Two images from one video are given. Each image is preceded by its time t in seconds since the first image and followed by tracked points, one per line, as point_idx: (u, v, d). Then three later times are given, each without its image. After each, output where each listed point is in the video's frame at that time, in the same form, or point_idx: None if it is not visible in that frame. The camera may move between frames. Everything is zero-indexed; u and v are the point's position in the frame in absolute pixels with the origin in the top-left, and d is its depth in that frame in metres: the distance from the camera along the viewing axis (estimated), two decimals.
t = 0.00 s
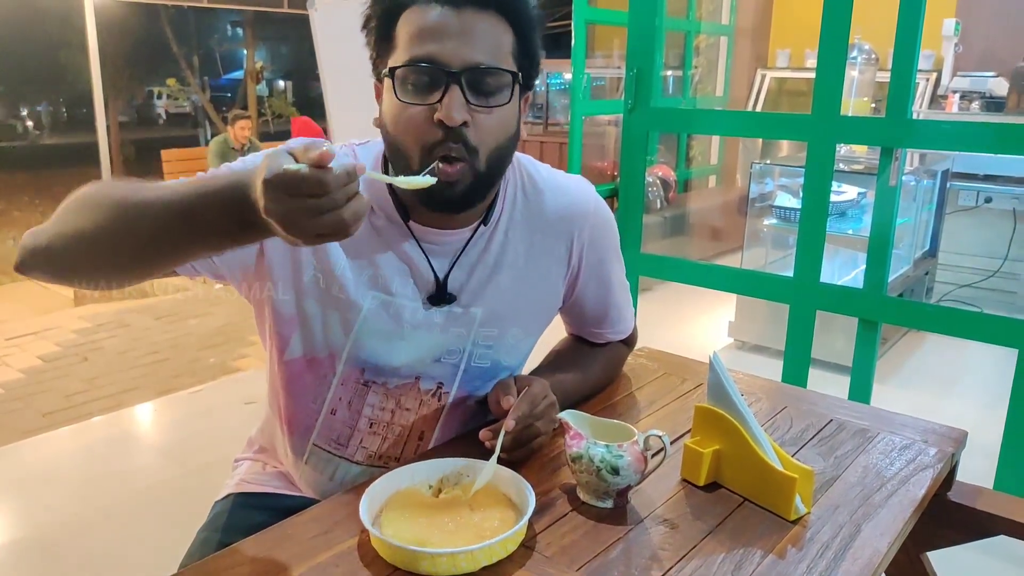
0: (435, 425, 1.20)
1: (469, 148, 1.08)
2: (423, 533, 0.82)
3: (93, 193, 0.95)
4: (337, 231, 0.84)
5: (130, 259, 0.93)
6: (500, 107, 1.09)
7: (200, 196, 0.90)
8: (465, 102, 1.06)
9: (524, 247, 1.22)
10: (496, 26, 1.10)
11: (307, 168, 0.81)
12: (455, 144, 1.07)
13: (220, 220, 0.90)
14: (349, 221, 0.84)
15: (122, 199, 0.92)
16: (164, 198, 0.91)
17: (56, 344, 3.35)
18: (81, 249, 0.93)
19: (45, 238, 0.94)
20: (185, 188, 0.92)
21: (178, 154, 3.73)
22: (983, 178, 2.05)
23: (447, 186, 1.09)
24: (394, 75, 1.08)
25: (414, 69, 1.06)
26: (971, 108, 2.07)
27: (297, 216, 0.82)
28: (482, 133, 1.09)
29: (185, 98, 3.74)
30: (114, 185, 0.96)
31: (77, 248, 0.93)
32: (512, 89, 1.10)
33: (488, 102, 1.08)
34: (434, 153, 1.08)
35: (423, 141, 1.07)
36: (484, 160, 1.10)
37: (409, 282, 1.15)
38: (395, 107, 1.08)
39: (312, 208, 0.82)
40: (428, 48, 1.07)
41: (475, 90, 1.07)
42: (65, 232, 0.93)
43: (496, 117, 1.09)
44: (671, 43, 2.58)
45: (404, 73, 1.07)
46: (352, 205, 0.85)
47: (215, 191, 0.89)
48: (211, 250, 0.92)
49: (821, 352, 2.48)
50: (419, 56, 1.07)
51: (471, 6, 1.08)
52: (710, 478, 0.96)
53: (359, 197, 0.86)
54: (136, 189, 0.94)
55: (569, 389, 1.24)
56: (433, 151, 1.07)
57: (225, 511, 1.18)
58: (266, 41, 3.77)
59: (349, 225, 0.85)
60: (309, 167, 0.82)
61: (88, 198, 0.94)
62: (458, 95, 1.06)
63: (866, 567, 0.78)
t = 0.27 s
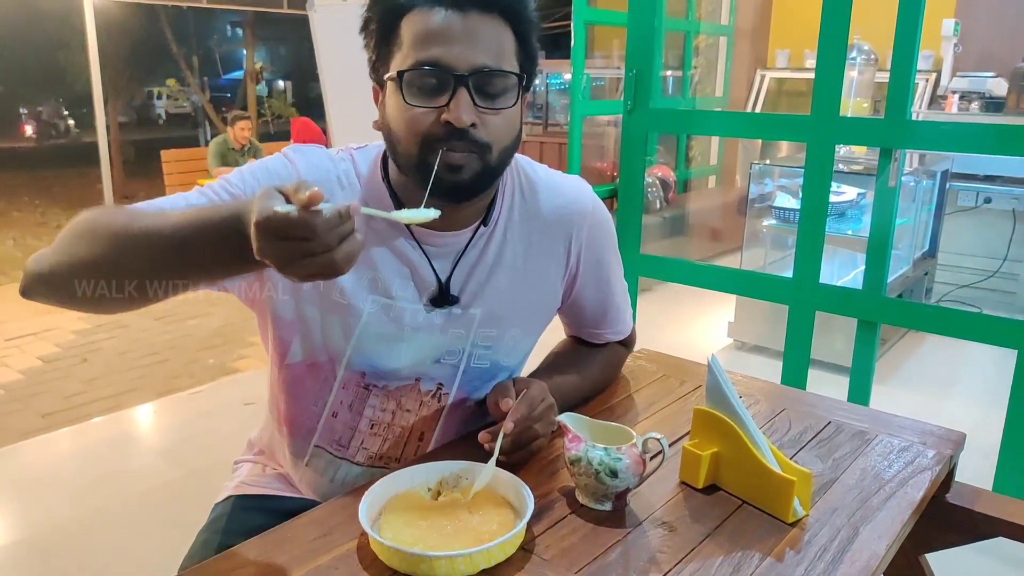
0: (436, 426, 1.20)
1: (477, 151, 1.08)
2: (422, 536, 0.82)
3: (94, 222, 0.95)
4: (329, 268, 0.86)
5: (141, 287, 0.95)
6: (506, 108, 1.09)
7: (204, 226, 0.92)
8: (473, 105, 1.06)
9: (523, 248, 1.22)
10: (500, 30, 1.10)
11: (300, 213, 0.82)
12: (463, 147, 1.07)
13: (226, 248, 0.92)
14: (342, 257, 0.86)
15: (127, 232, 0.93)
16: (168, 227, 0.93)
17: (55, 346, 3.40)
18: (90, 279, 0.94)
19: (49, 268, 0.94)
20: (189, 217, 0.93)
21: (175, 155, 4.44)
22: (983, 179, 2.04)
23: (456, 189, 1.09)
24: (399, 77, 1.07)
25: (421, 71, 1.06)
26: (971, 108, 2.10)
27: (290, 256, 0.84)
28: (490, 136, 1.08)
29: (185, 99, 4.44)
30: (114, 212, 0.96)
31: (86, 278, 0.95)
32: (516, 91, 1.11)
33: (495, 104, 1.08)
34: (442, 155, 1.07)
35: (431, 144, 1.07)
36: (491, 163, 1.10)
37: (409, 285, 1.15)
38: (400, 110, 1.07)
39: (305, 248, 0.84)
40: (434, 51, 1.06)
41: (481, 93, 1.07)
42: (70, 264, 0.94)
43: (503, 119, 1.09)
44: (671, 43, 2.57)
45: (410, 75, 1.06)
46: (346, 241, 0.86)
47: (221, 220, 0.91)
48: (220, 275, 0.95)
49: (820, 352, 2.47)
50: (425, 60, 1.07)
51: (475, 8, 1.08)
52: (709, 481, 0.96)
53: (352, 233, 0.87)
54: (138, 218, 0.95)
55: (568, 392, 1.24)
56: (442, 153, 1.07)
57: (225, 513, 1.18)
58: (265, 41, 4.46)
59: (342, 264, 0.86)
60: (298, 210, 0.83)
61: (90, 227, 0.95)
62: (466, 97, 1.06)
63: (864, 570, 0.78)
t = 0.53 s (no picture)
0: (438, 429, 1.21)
1: (487, 159, 1.08)
2: (424, 542, 0.82)
3: (100, 244, 0.96)
4: (331, 298, 0.88)
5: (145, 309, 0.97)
6: (514, 115, 1.10)
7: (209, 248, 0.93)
8: (483, 112, 1.06)
9: (524, 251, 1.22)
10: (507, 39, 1.10)
11: (300, 246, 0.84)
12: (473, 156, 1.07)
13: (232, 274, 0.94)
14: (343, 287, 0.88)
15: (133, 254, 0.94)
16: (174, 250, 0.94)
17: (57, 346, 3.45)
18: (97, 302, 0.97)
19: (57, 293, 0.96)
20: (195, 240, 0.95)
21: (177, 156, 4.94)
22: (983, 180, 2.04)
23: (466, 197, 1.10)
24: (407, 87, 1.06)
25: (429, 80, 1.05)
26: (972, 109, 2.10)
27: (292, 285, 0.87)
28: (499, 143, 1.09)
29: (186, 99, 5.10)
30: (120, 235, 0.97)
31: (92, 300, 0.96)
32: (522, 97, 1.11)
33: (503, 111, 1.08)
34: (453, 164, 1.08)
35: (441, 154, 1.07)
36: (499, 169, 1.11)
37: (412, 291, 1.15)
38: (410, 119, 1.07)
39: (307, 279, 0.86)
40: (440, 60, 1.06)
41: (490, 100, 1.07)
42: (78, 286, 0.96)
43: (512, 125, 1.10)
44: (671, 43, 2.58)
45: (419, 85, 1.06)
46: (348, 272, 0.88)
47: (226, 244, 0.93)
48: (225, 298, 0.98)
49: (821, 354, 2.47)
50: (433, 69, 1.06)
51: (482, 17, 1.07)
52: (709, 486, 0.97)
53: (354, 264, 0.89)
54: (145, 241, 0.96)
55: (570, 397, 1.24)
56: (452, 162, 1.07)
57: (227, 517, 1.19)
58: (266, 41, 5.24)
59: (343, 293, 0.89)
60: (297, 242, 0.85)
61: (95, 248, 0.96)
62: (476, 105, 1.06)
63: None
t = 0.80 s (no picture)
0: (438, 429, 1.21)
1: (489, 162, 1.09)
2: (423, 547, 0.82)
3: (102, 267, 0.97)
4: (318, 321, 0.89)
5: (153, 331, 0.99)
6: (516, 116, 1.10)
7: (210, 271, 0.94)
8: (485, 115, 1.07)
9: (521, 252, 1.23)
10: (505, 42, 1.10)
11: (291, 267, 0.85)
12: (476, 158, 1.08)
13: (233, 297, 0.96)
14: (332, 310, 0.89)
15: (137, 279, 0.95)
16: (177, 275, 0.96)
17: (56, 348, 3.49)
18: (106, 327, 0.99)
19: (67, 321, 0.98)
20: (197, 262, 0.96)
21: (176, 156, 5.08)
22: (982, 182, 2.05)
23: (469, 196, 1.10)
24: (409, 92, 1.07)
25: (431, 85, 1.06)
26: (971, 111, 2.11)
27: (281, 306, 0.87)
28: (502, 145, 1.09)
29: (185, 99, 5.23)
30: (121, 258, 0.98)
31: (100, 324, 0.98)
32: (522, 99, 1.12)
33: (505, 113, 1.09)
34: (456, 168, 1.08)
35: (446, 157, 1.08)
36: (502, 169, 1.11)
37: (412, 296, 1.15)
38: (412, 124, 1.07)
39: (296, 301, 0.87)
40: (440, 64, 1.06)
41: (492, 103, 1.07)
42: (84, 312, 0.98)
43: (514, 127, 1.10)
44: (670, 45, 2.57)
45: (421, 90, 1.06)
46: (338, 296, 0.89)
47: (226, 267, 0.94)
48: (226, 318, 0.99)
49: (820, 355, 2.48)
50: (435, 73, 1.06)
51: (482, 22, 1.08)
52: (707, 490, 0.97)
53: (345, 289, 0.90)
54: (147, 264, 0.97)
55: (569, 400, 1.24)
56: (457, 165, 1.08)
57: (227, 520, 1.19)
58: (266, 42, 5.23)
59: (331, 318, 0.89)
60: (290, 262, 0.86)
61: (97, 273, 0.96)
62: (478, 108, 1.06)
63: None
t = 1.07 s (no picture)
0: (437, 426, 1.21)
1: (486, 159, 1.09)
2: (421, 547, 0.82)
3: (109, 296, 1.00)
4: (303, 347, 0.91)
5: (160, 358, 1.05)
6: (512, 114, 1.10)
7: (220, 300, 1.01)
8: (483, 113, 1.07)
9: (518, 250, 1.23)
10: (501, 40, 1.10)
11: (280, 289, 0.87)
12: (473, 156, 1.08)
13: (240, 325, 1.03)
14: (317, 337, 0.90)
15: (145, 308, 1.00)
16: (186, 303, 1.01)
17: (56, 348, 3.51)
18: (113, 354, 1.03)
19: (75, 348, 1.03)
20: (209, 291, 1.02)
21: (176, 157, 5.16)
22: (981, 181, 2.05)
23: (470, 193, 1.10)
24: (407, 90, 1.07)
25: (429, 82, 1.06)
26: (970, 111, 2.11)
27: (269, 327, 0.90)
28: (499, 142, 1.09)
29: (184, 99, 5.39)
30: (125, 285, 1.01)
31: (107, 350, 1.03)
32: (519, 96, 1.12)
33: (502, 110, 1.09)
34: (455, 165, 1.08)
35: (444, 154, 1.08)
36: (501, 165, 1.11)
37: (410, 296, 1.15)
38: (410, 121, 1.07)
39: (284, 323, 0.89)
40: (437, 62, 1.07)
41: (489, 100, 1.08)
42: (92, 340, 1.02)
43: (511, 124, 1.10)
44: (669, 45, 2.58)
45: (419, 87, 1.06)
46: (326, 324, 0.91)
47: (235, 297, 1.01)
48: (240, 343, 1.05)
49: (818, 355, 2.48)
50: (431, 71, 1.07)
51: (477, 21, 1.08)
52: (706, 490, 0.97)
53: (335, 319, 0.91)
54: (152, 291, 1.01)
55: (568, 400, 1.24)
56: (456, 162, 1.08)
57: (226, 520, 1.20)
58: (265, 41, 5.40)
59: (317, 345, 0.91)
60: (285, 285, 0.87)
61: (104, 302, 1.00)
62: (476, 105, 1.06)
63: None
